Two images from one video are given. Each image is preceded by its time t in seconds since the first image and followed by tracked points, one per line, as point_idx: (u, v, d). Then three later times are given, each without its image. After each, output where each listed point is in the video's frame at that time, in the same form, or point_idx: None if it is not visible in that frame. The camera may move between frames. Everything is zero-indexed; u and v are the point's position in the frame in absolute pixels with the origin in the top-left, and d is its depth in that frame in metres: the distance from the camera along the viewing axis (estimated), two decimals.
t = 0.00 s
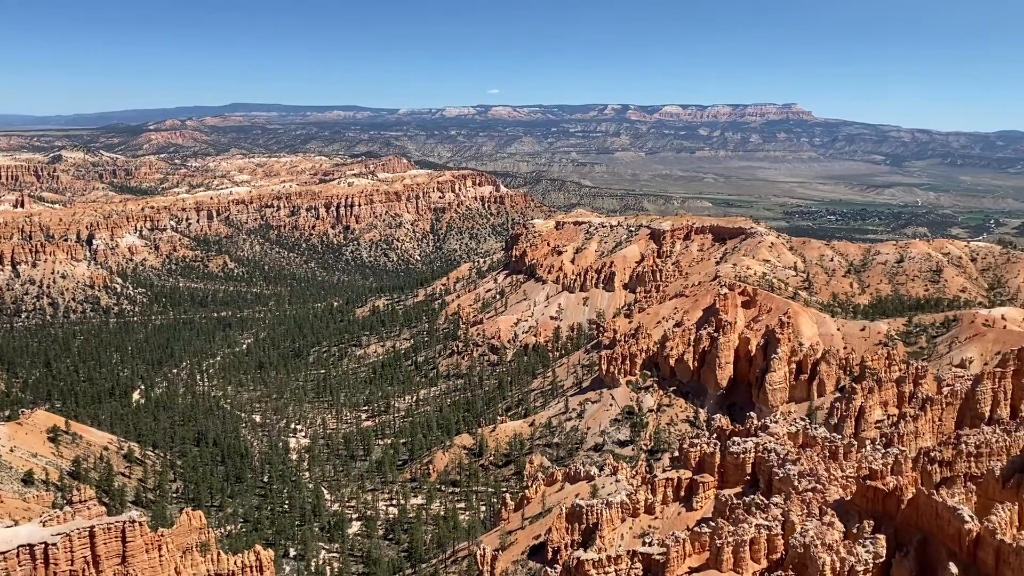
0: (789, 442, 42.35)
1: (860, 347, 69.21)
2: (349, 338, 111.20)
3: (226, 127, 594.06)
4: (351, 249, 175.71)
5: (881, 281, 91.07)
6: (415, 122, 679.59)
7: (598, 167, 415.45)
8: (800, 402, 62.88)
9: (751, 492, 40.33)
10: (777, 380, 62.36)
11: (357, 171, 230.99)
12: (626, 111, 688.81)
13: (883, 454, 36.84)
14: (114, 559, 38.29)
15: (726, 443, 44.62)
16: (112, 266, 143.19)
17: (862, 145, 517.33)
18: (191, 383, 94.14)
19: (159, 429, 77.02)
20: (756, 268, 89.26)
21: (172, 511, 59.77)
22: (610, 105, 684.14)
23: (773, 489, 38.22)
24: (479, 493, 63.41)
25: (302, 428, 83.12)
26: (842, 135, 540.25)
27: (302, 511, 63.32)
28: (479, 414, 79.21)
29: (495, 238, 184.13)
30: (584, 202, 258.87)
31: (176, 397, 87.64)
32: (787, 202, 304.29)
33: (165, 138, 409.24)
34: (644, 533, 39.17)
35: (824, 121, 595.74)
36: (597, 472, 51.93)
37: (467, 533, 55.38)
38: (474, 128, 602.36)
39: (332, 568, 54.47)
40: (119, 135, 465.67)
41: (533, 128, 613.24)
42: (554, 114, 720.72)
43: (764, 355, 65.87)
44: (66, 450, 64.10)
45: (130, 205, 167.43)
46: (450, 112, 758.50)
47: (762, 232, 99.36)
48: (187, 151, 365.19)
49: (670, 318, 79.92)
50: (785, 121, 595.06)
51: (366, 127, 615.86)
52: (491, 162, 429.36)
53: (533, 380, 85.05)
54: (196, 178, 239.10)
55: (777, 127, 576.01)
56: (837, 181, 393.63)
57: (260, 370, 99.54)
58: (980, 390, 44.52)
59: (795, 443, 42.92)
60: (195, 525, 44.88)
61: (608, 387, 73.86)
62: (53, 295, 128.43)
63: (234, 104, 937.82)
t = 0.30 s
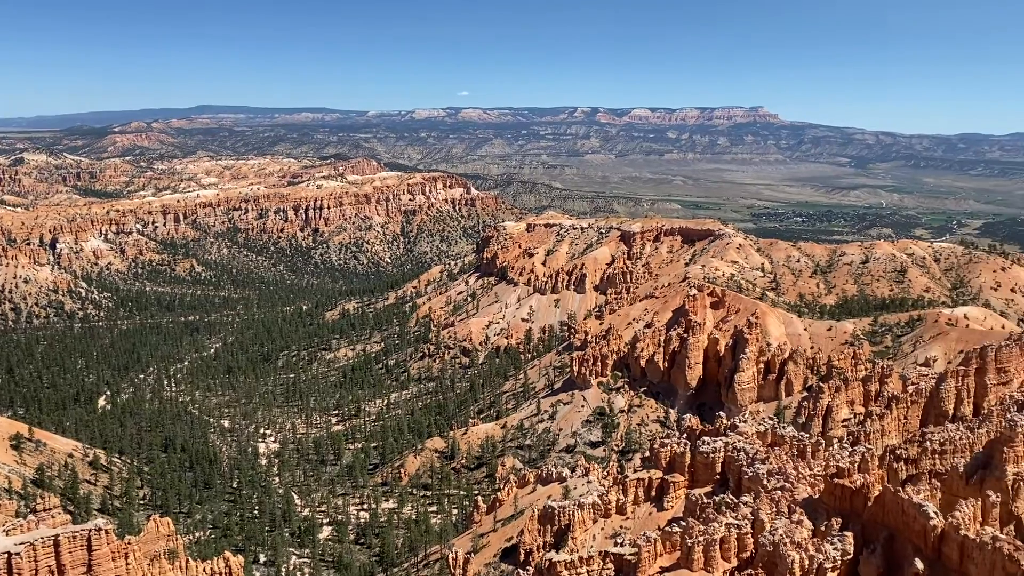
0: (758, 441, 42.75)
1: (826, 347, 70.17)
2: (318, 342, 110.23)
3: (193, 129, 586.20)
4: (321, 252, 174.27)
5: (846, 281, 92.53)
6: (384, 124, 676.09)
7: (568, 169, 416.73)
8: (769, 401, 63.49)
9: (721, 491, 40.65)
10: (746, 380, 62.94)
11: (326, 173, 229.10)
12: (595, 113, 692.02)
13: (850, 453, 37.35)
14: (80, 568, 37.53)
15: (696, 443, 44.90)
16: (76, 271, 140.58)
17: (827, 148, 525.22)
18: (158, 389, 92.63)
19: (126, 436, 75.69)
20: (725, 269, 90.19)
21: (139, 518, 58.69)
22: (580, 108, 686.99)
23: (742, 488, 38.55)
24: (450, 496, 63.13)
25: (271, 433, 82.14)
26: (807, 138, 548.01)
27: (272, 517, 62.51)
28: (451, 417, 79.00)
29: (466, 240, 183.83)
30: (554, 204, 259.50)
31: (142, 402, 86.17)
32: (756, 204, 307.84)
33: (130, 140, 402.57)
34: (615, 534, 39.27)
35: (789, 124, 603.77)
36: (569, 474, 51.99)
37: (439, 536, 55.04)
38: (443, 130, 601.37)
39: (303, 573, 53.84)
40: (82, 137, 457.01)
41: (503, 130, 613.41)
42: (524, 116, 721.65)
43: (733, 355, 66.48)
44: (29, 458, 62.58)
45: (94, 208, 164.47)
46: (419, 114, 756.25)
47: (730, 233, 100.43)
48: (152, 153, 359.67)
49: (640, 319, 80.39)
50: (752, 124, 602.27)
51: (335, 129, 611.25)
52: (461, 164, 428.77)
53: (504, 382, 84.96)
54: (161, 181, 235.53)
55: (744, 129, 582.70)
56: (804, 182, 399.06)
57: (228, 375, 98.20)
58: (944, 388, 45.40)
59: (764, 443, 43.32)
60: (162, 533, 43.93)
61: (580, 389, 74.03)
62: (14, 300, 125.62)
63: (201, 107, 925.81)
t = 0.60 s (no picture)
0: (729, 441, 43.03)
1: (795, 347, 70.95)
2: (288, 346, 109.10)
3: (159, 131, 577.81)
4: (290, 255, 172.62)
5: (814, 282, 93.75)
6: (355, 126, 671.83)
7: (540, 172, 417.46)
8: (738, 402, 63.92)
9: (692, 491, 40.84)
10: (716, 380, 63.33)
11: (295, 176, 227.03)
12: (566, 115, 694.32)
13: (819, 452, 37.74)
14: None
15: (668, 443, 45.07)
16: (39, 275, 137.87)
17: (795, 150, 532.15)
18: (125, 395, 91.01)
19: (91, 443, 74.20)
20: (695, 271, 90.91)
21: (106, 526, 57.52)
22: (551, 110, 688.47)
23: (714, 488, 38.75)
24: (423, 500, 62.69)
25: (240, 438, 81.04)
26: (775, 141, 554.72)
27: (242, 523, 61.60)
28: (423, 421, 78.58)
29: (437, 242, 183.24)
30: (526, 206, 259.68)
31: (108, 409, 84.56)
32: (725, 206, 310.89)
33: (94, 142, 395.33)
34: (588, 535, 39.23)
35: (757, 127, 610.72)
36: (541, 476, 51.88)
37: (411, 540, 54.55)
38: (414, 133, 599.35)
39: None
40: (45, 139, 447.92)
41: (473, 132, 612.66)
42: (495, 119, 721.68)
43: (703, 356, 66.92)
44: None
45: (57, 211, 161.43)
46: (390, 117, 752.33)
47: (700, 235, 101.28)
48: (117, 156, 353.53)
49: (612, 321, 80.67)
50: (721, 127, 608.46)
51: (304, 131, 605.94)
52: (432, 166, 427.60)
53: (476, 385, 84.72)
54: (127, 184, 231.63)
55: (713, 132, 588.48)
56: (772, 185, 403.76)
57: (196, 380, 96.73)
58: (910, 387, 46.11)
59: (735, 442, 43.61)
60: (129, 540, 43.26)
61: (552, 391, 74.02)
62: None
63: (167, 109, 912.35)
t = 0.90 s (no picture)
0: (702, 441, 43.34)
1: (766, 347, 71.75)
2: (260, 349, 108.01)
3: (127, 132, 569.48)
4: (261, 258, 171.04)
5: (785, 283, 94.93)
6: (326, 128, 667.17)
7: (513, 174, 417.73)
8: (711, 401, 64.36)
9: (666, 490, 41.07)
10: (689, 380, 63.74)
11: (267, 178, 224.93)
12: (539, 117, 695.66)
13: (790, 451, 38.16)
14: None
15: (642, 443, 45.29)
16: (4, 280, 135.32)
17: (765, 152, 537.98)
18: (93, 400, 89.51)
19: (59, 449, 72.85)
20: (667, 272, 91.58)
21: (74, 534, 56.50)
22: (524, 112, 689.08)
23: (687, 487, 39.03)
24: (397, 504, 62.30)
25: (212, 443, 80.04)
26: (746, 143, 560.60)
27: (214, 528, 60.79)
28: (397, 424, 78.21)
29: (410, 245, 182.55)
30: (499, 208, 259.65)
31: (76, 414, 83.08)
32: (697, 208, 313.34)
33: (61, 144, 388.70)
34: (562, 536, 39.26)
35: (728, 130, 616.61)
36: (516, 477, 51.83)
37: (385, 544, 54.14)
38: (387, 134, 597.09)
39: None
40: (9, 141, 439.15)
41: (447, 134, 611.11)
42: (468, 121, 720.94)
43: (676, 357, 67.45)
44: None
45: (23, 213, 158.75)
46: (362, 118, 748.51)
47: (672, 237, 102.10)
48: (85, 158, 347.80)
49: (586, 322, 80.98)
50: (693, 130, 613.42)
51: (275, 133, 600.34)
52: (405, 168, 425.89)
53: (450, 387, 84.55)
54: (94, 186, 228.00)
55: (685, 135, 593.18)
56: (743, 187, 407.81)
57: (166, 385, 95.39)
58: (879, 386, 46.82)
59: (708, 442, 43.92)
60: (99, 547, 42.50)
61: (526, 392, 74.07)
62: None
63: (136, 111, 899.53)
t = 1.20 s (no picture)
0: (677, 441, 43.54)
1: (739, 347, 72.34)
2: (233, 353, 106.89)
3: (96, 134, 560.99)
4: (234, 260, 169.33)
5: (758, 283, 95.89)
6: (299, 129, 662.08)
7: (488, 175, 417.66)
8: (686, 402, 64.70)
9: (641, 491, 41.19)
10: (664, 381, 64.02)
11: (239, 180, 222.71)
12: (513, 119, 696.51)
13: (764, 450, 38.47)
14: None
15: (617, 444, 45.42)
16: None
17: (738, 154, 543.07)
18: (62, 405, 87.97)
19: (27, 456, 71.48)
20: (642, 273, 92.06)
21: (44, 541, 55.49)
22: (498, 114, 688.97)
23: (662, 487, 39.19)
24: (372, 507, 61.87)
25: (184, 448, 78.98)
26: (719, 145, 565.54)
27: (187, 534, 59.96)
28: (371, 426, 77.75)
29: (385, 247, 181.77)
30: (475, 210, 259.49)
31: (45, 420, 81.59)
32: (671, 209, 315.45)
33: (29, 145, 382.33)
34: (539, 538, 39.18)
35: (701, 132, 621.78)
36: (492, 479, 51.68)
37: (360, 548, 53.71)
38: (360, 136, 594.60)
39: None
40: None
41: (421, 136, 609.60)
42: (442, 122, 719.66)
43: (651, 357, 67.76)
44: None
45: None
46: (336, 120, 744.36)
47: (647, 238, 102.67)
48: (53, 160, 342.98)
49: (561, 324, 81.10)
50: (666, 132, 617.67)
51: (247, 134, 594.77)
52: (379, 170, 424.11)
53: (426, 389, 84.26)
54: (63, 188, 224.42)
55: (659, 137, 597.18)
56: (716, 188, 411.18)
57: (138, 389, 94.05)
58: (851, 385, 47.39)
59: (682, 442, 44.14)
60: (69, 554, 41.68)
61: (502, 394, 73.97)
62: None
63: (105, 111, 887.15)
